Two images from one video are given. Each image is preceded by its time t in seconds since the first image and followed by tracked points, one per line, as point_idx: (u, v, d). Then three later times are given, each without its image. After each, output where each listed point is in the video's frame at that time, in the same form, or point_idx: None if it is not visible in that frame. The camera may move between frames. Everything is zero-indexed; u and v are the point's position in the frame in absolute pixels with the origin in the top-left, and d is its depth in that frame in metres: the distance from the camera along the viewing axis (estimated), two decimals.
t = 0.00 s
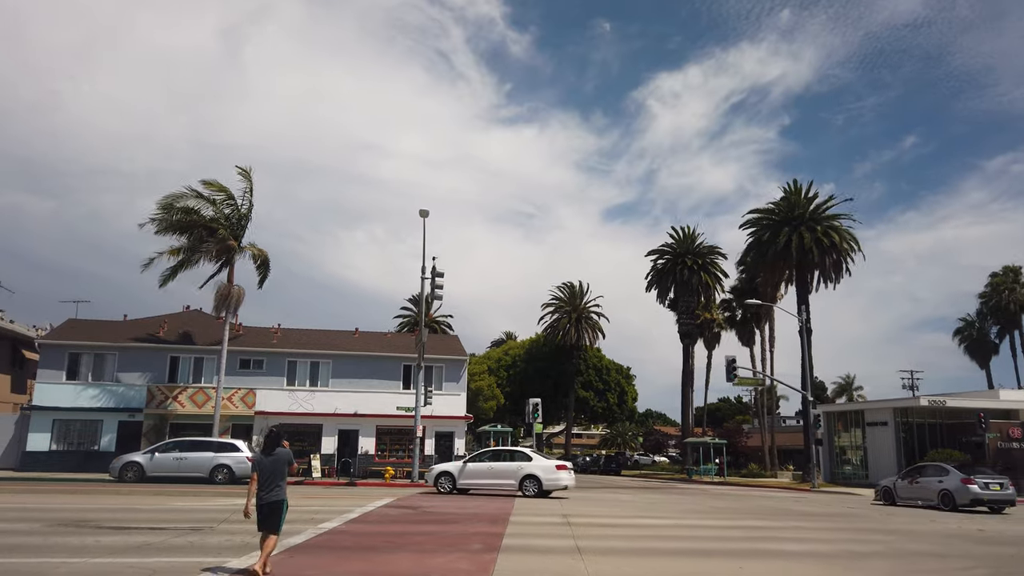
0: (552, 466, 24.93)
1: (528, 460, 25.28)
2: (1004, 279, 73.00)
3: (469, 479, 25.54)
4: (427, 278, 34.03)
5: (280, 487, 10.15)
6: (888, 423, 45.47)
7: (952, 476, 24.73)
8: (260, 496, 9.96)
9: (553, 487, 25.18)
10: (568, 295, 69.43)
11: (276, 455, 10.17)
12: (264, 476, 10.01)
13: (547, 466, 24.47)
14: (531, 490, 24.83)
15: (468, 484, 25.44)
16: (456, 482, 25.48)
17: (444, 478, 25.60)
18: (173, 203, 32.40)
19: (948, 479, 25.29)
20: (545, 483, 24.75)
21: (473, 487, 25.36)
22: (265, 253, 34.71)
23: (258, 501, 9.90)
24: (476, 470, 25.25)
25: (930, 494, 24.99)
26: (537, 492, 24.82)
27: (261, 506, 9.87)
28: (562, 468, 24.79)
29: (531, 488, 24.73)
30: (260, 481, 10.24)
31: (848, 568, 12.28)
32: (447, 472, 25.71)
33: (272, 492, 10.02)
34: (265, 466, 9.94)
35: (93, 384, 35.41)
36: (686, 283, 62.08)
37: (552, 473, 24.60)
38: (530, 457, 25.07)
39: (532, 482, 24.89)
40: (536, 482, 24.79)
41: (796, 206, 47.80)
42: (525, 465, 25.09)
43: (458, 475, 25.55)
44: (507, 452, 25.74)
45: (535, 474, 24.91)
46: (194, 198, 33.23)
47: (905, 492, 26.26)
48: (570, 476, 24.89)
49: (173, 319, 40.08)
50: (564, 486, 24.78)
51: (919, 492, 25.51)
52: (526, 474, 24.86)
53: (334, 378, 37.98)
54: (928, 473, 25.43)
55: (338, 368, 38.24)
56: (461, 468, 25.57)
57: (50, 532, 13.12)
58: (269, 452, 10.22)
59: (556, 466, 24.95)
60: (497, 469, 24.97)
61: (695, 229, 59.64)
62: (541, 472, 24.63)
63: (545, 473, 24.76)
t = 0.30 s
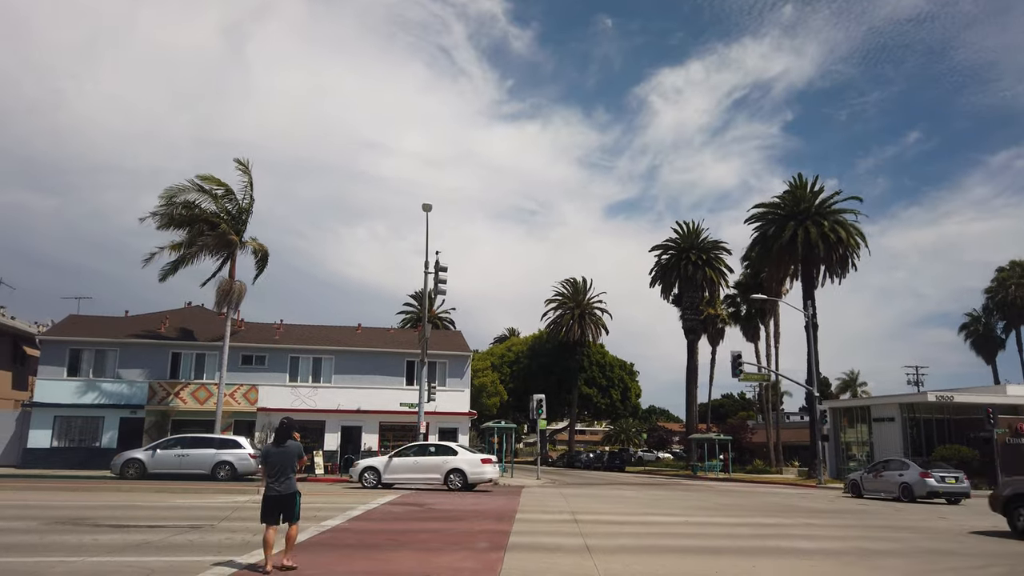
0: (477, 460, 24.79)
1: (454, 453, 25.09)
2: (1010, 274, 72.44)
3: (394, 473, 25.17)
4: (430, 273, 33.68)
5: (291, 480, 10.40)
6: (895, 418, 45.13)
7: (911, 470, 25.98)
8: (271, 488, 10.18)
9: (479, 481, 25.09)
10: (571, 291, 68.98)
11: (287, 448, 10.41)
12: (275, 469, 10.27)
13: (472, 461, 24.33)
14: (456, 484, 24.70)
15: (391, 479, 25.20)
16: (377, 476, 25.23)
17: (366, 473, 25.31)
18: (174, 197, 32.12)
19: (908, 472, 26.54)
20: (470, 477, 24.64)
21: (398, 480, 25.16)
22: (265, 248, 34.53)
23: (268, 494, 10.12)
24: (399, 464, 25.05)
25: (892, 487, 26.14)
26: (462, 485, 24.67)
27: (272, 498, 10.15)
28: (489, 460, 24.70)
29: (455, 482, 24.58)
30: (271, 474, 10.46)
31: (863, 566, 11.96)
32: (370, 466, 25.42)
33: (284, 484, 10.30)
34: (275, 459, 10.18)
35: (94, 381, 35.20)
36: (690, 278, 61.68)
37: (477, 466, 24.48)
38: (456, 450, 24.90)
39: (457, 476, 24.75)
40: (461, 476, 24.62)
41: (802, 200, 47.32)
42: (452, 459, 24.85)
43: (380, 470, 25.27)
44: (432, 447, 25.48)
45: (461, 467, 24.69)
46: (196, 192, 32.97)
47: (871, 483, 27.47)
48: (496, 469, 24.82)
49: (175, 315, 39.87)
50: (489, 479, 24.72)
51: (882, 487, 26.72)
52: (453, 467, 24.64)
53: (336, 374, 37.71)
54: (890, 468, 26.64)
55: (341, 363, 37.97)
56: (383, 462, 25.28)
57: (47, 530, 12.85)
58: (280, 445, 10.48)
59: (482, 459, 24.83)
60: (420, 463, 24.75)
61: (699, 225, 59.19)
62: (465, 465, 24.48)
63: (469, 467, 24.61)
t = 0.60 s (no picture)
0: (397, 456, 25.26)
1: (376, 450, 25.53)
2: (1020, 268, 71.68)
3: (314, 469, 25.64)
4: (434, 268, 33.27)
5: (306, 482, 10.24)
6: (905, 414, 44.55)
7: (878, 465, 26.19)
8: (286, 489, 10.00)
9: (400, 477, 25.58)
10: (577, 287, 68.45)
11: (303, 449, 10.30)
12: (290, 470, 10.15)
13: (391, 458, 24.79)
14: (376, 480, 25.16)
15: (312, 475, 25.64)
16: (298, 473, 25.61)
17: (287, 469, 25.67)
18: (176, 192, 31.76)
19: (874, 466, 26.86)
20: (388, 473, 25.14)
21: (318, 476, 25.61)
22: (266, 243, 34.22)
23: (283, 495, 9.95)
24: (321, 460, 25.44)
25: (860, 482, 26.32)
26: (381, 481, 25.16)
27: (287, 499, 9.97)
28: (409, 457, 25.19)
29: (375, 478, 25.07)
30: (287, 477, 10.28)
31: (882, 568, 11.56)
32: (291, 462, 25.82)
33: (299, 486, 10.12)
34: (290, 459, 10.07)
35: (96, 378, 34.92)
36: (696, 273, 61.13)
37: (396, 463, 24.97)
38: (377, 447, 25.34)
39: (378, 472, 25.21)
40: (381, 472, 25.09)
41: (810, 194, 46.75)
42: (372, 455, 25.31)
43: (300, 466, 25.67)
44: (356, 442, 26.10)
45: (382, 464, 25.41)
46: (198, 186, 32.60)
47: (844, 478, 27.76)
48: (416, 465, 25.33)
49: (178, 312, 39.57)
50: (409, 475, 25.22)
51: (851, 481, 26.97)
52: (373, 464, 25.08)
53: (340, 371, 37.37)
54: (861, 462, 26.81)
55: (345, 360, 37.62)
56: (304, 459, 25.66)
57: (41, 531, 12.50)
58: (295, 447, 10.35)
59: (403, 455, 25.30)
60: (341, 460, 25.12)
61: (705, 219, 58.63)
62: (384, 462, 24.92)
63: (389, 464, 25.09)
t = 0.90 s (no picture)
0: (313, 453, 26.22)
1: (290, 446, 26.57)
2: None
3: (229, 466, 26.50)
4: (440, 264, 33.07)
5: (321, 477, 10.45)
6: (913, 411, 44.24)
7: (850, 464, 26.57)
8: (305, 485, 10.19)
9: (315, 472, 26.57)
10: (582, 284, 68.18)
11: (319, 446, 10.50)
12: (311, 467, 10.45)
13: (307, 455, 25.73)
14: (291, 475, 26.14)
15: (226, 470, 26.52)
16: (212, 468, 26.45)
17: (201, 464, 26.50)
18: (181, 188, 31.66)
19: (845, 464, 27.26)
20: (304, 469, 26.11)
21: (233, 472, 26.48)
22: (273, 239, 34.09)
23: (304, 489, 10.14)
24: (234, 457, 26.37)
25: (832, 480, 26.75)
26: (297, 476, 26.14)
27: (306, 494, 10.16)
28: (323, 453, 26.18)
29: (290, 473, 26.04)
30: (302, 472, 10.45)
31: (899, 568, 11.32)
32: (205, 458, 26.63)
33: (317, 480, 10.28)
34: (305, 456, 10.40)
35: (102, 375, 34.86)
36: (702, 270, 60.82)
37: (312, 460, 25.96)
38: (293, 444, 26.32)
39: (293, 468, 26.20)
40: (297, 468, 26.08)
41: (817, 189, 46.40)
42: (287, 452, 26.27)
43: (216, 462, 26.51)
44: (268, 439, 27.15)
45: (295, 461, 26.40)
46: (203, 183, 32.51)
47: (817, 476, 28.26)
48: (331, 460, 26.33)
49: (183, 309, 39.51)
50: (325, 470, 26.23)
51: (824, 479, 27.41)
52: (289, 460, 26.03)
53: (346, 368, 37.26)
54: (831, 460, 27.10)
55: (350, 357, 37.49)
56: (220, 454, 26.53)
57: (45, 530, 12.37)
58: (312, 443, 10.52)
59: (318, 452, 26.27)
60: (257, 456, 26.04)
61: (711, 216, 58.33)
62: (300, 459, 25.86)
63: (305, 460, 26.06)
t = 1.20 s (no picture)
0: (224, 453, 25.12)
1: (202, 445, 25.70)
2: None
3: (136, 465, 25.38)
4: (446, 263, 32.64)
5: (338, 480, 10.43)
6: (925, 412, 43.64)
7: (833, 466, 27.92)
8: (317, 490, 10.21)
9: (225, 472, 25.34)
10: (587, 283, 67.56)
11: (330, 448, 10.48)
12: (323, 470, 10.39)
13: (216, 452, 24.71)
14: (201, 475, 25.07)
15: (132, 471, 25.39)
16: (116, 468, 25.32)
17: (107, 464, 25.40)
18: (186, 185, 31.34)
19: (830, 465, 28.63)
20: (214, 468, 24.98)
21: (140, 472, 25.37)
22: (278, 238, 33.78)
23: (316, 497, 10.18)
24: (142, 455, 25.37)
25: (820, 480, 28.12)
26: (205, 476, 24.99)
27: (320, 500, 10.18)
28: (235, 452, 25.06)
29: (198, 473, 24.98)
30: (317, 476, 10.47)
31: None
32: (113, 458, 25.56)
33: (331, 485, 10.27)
34: (317, 460, 10.36)
35: (105, 376, 34.56)
36: (710, 269, 60.24)
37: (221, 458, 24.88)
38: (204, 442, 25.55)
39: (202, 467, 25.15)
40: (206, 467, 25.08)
41: (827, 188, 45.80)
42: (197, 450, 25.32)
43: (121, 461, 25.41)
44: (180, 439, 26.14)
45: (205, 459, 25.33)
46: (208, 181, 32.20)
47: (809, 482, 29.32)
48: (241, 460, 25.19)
49: (186, 308, 39.21)
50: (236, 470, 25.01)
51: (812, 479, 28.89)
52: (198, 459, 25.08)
53: (351, 368, 36.91)
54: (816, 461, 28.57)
55: (355, 357, 37.14)
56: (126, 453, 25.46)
57: (40, 534, 11.98)
58: (322, 447, 10.51)
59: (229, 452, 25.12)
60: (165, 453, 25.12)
61: (719, 214, 57.83)
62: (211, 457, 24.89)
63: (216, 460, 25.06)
